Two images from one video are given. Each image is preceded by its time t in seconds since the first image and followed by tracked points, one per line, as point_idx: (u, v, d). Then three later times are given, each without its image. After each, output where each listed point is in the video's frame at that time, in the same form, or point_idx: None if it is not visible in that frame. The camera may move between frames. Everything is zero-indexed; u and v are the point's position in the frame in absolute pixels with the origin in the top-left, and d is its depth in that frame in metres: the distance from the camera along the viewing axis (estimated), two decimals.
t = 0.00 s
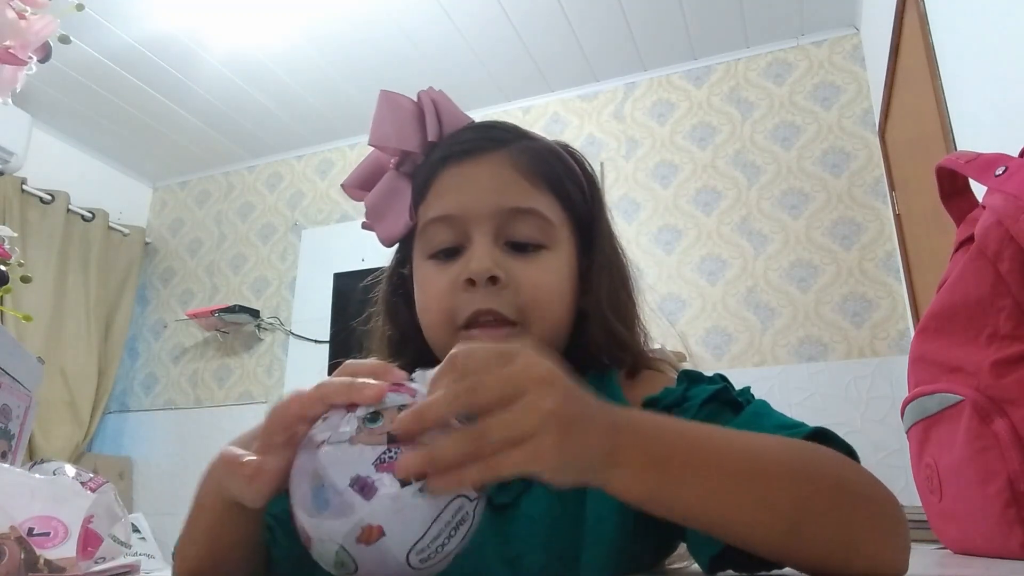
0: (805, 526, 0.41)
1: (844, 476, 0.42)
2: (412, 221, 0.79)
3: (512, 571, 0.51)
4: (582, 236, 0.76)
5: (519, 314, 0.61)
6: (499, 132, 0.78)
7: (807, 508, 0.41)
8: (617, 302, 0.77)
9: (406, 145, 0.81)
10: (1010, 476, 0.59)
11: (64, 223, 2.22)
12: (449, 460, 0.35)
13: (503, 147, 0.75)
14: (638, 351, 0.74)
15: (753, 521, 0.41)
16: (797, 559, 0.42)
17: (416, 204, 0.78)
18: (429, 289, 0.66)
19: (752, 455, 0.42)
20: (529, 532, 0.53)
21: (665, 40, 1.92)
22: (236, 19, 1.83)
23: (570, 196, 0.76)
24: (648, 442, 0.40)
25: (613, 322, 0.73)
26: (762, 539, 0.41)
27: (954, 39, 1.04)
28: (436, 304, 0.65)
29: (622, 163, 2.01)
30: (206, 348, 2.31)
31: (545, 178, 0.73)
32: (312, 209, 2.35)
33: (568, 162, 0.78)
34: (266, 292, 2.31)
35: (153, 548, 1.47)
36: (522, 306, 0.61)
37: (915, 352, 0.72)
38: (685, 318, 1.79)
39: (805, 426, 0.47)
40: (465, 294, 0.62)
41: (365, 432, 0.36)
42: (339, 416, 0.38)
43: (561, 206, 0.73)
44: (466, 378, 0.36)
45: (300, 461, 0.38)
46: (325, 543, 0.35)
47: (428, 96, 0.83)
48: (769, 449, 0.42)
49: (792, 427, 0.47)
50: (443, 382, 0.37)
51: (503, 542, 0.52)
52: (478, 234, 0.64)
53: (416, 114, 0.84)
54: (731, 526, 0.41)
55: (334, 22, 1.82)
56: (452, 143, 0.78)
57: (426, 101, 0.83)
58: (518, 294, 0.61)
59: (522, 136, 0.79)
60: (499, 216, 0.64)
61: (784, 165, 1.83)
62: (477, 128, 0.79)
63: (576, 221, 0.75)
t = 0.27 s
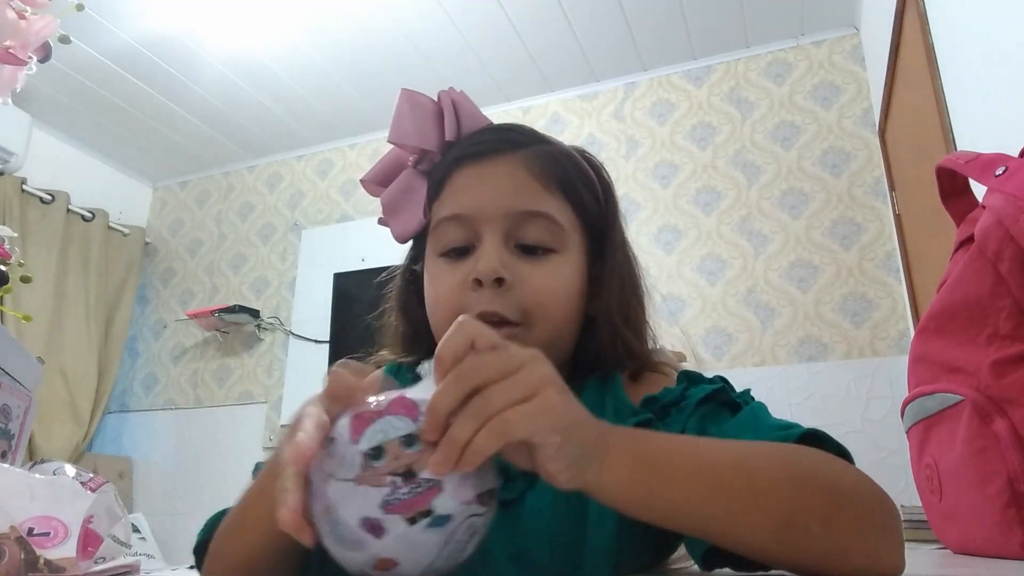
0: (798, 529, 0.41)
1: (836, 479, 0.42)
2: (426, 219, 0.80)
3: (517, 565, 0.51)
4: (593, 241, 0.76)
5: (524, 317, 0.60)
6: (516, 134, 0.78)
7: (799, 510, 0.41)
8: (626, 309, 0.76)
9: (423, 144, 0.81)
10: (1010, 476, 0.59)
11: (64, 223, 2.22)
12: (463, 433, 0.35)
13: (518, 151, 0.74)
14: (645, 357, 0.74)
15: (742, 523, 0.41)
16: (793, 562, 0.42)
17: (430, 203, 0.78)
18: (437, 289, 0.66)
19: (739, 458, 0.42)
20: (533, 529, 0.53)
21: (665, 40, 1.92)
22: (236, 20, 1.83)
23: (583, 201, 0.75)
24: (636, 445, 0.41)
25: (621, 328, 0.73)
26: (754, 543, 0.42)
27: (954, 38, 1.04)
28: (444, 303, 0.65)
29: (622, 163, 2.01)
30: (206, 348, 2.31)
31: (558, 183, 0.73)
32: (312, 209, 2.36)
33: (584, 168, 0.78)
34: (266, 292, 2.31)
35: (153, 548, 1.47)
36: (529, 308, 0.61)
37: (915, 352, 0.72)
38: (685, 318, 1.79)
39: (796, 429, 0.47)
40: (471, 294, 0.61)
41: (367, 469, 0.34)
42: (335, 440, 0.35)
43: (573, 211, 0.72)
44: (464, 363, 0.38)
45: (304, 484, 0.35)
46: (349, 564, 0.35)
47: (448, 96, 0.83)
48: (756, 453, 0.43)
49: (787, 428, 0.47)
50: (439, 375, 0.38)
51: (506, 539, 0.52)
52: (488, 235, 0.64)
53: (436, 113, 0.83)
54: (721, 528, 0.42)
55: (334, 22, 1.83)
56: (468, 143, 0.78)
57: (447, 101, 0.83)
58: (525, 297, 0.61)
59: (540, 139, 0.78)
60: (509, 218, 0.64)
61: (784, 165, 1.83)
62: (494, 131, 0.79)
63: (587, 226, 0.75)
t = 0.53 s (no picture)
0: (798, 525, 0.41)
1: (838, 477, 0.42)
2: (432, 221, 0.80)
3: (516, 565, 0.51)
4: (597, 247, 0.75)
5: (526, 324, 0.60)
6: (523, 140, 0.78)
7: (800, 507, 0.41)
8: (630, 315, 0.76)
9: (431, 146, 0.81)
10: (1010, 476, 0.59)
11: (64, 223, 2.22)
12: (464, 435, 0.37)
13: (524, 156, 0.74)
14: (648, 362, 0.74)
15: (745, 518, 0.41)
16: (792, 558, 0.42)
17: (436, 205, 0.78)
18: (440, 293, 0.66)
19: (742, 452, 0.42)
20: (532, 527, 0.53)
21: (665, 40, 1.92)
22: (236, 19, 1.83)
23: (588, 207, 0.75)
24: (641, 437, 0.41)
25: (623, 333, 0.73)
26: (753, 538, 0.42)
27: (954, 38, 1.04)
28: (446, 308, 0.65)
29: (622, 163, 2.01)
30: (206, 348, 2.31)
31: (563, 190, 0.72)
32: (312, 209, 2.35)
33: (589, 174, 0.78)
34: (266, 292, 2.31)
35: (153, 548, 1.47)
36: (531, 316, 0.61)
37: (915, 352, 0.72)
38: (685, 318, 1.79)
39: (797, 428, 0.47)
40: (473, 301, 0.61)
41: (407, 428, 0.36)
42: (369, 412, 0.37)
43: (578, 217, 0.72)
44: (459, 370, 0.38)
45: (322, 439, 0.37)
46: (348, 521, 0.34)
47: (458, 98, 0.83)
48: (760, 447, 0.43)
49: (786, 429, 0.47)
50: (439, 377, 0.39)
51: (507, 538, 0.52)
52: (492, 241, 0.64)
53: (445, 114, 0.83)
54: (721, 523, 0.42)
55: (334, 22, 1.82)
56: (476, 147, 0.78)
57: (456, 102, 0.83)
58: (527, 306, 0.61)
59: (547, 145, 0.78)
60: (513, 226, 0.64)
61: (784, 165, 1.83)
62: (502, 136, 0.79)
63: (592, 232, 0.75)
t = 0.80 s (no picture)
0: (801, 522, 0.41)
1: (840, 475, 0.43)
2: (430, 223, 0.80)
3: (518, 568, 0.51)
4: (597, 249, 0.75)
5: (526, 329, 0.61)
6: (521, 142, 0.77)
7: (804, 504, 0.41)
8: (630, 316, 0.76)
9: (429, 148, 0.81)
10: (1010, 476, 0.59)
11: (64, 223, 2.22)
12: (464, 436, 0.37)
13: (523, 159, 0.74)
14: (647, 363, 0.74)
15: (748, 515, 0.41)
16: (794, 556, 0.42)
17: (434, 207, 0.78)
18: (439, 296, 0.66)
19: (745, 448, 0.42)
20: (532, 528, 0.53)
21: (665, 40, 1.92)
22: (235, 19, 1.83)
23: (588, 209, 0.75)
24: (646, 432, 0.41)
25: (624, 335, 0.73)
26: (754, 534, 0.42)
27: (954, 38, 1.04)
28: (445, 311, 0.65)
29: (622, 163, 2.01)
30: (206, 348, 2.31)
31: (563, 192, 0.72)
32: (312, 209, 2.35)
33: (590, 176, 0.78)
34: (266, 292, 2.31)
35: (153, 548, 1.47)
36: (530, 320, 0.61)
37: (915, 352, 0.72)
38: (685, 318, 1.79)
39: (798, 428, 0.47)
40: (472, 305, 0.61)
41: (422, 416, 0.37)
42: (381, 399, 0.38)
43: (578, 220, 0.72)
44: (461, 368, 0.38)
45: (334, 416, 0.36)
46: (353, 495, 0.33)
47: (456, 99, 0.83)
48: (764, 444, 0.43)
49: (787, 429, 0.47)
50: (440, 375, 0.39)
51: (507, 538, 0.52)
52: (491, 246, 0.64)
53: (443, 115, 0.83)
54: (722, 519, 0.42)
55: (334, 22, 1.83)
56: (474, 149, 0.78)
57: (454, 103, 0.83)
58: (526, 310, 0.61)
59: (546, 147, 0.78)
60: (513, 230, 0.64)
61: (784, 165, 1.83)
62: (500, 138, 0.79)
63: (592, 234, 0.74)
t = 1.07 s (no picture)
0: (802, 522, 0.41)
1: (839, 477, 0.42)
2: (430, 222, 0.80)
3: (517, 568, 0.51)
4: (597, 248, 0.76)
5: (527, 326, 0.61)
6: (520, 140, 0.78)
7: (805, 505, 0.41)
8: (630, 315, 0.76)
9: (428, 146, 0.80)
10: (1010, 476, 0.59)
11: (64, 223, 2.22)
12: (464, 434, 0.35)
13: (523, 157, 0.74)
14: (647, 363, 0.74)
15: (751, 514, 0.41)
16: (793, 555, 0.42)
17: (434, 206, 0.79)
18: (439, 294, 0.66)
19: (748, 449, 0.42)
20: (533, 529, 0.52)
21: (665, 40, 1.92)
22: (236, 19, 1.83)
23: (588, 208, 0.75)
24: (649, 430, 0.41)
25: (624, 335, 0.73)
26: (757, 533, 0.42)
27: (954, 39, 1.04)
28: (445, 309, 0.65)
29: (622, 163, 2.01)
30: (206, 348, 2.31)
31: (563, 191, 0.72)
32: (312, 209, 2.35)
33: (589, 175, 0.78)
34: (266, 292, 2.31)
35: (153, 548, 1.47)
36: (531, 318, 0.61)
37: (915, 352, 0.72)
38: (685, 318, 1.79)
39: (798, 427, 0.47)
40: (473, 303, 0.61)
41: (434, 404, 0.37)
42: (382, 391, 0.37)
43: (578, 219, 0.72)
44: (464, 365, 0.37)
45: (330, 399, 0.36)
46: (357, 463, 0.32)
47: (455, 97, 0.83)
48: (763, 445, 0.43)
49: (787, 429, 0.47)
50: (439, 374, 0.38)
51: (508, 539, 0.52)
52: (492, 244, 0.64)
53: (443, 114, 0.83)
54: (725, 519, 0.42)
55: (334, 22, 1.83)
56: (474, 148, 0.78)
57: (454, 101, 0.82)
58: (527, 308, 0.61)
59: (546, 145, 0.78)
60: (513, 227, 0.64)
61: (784, 165, 1.83)
62: (500, 136, 0.79)
63: (592, 233, 0.75)
